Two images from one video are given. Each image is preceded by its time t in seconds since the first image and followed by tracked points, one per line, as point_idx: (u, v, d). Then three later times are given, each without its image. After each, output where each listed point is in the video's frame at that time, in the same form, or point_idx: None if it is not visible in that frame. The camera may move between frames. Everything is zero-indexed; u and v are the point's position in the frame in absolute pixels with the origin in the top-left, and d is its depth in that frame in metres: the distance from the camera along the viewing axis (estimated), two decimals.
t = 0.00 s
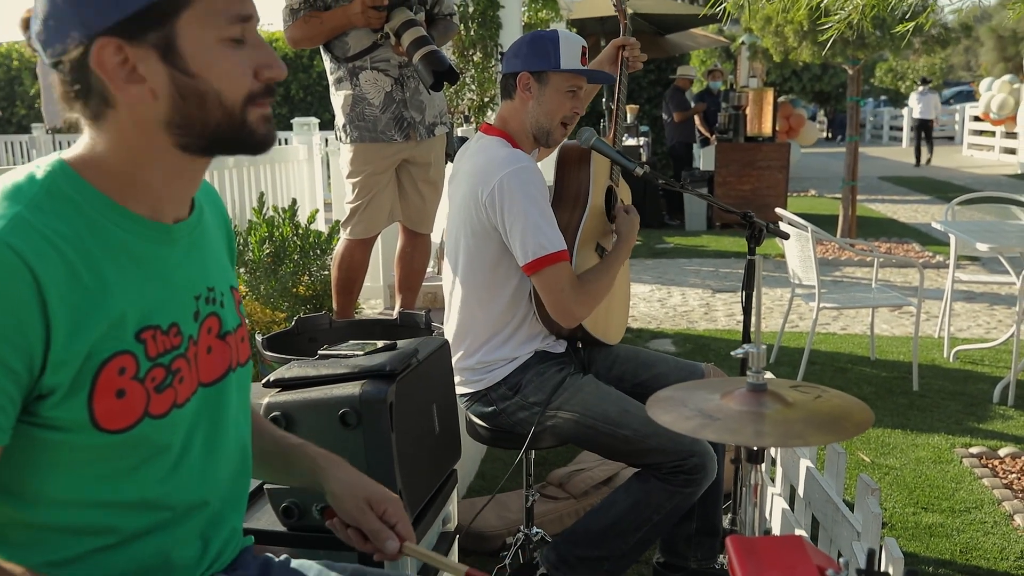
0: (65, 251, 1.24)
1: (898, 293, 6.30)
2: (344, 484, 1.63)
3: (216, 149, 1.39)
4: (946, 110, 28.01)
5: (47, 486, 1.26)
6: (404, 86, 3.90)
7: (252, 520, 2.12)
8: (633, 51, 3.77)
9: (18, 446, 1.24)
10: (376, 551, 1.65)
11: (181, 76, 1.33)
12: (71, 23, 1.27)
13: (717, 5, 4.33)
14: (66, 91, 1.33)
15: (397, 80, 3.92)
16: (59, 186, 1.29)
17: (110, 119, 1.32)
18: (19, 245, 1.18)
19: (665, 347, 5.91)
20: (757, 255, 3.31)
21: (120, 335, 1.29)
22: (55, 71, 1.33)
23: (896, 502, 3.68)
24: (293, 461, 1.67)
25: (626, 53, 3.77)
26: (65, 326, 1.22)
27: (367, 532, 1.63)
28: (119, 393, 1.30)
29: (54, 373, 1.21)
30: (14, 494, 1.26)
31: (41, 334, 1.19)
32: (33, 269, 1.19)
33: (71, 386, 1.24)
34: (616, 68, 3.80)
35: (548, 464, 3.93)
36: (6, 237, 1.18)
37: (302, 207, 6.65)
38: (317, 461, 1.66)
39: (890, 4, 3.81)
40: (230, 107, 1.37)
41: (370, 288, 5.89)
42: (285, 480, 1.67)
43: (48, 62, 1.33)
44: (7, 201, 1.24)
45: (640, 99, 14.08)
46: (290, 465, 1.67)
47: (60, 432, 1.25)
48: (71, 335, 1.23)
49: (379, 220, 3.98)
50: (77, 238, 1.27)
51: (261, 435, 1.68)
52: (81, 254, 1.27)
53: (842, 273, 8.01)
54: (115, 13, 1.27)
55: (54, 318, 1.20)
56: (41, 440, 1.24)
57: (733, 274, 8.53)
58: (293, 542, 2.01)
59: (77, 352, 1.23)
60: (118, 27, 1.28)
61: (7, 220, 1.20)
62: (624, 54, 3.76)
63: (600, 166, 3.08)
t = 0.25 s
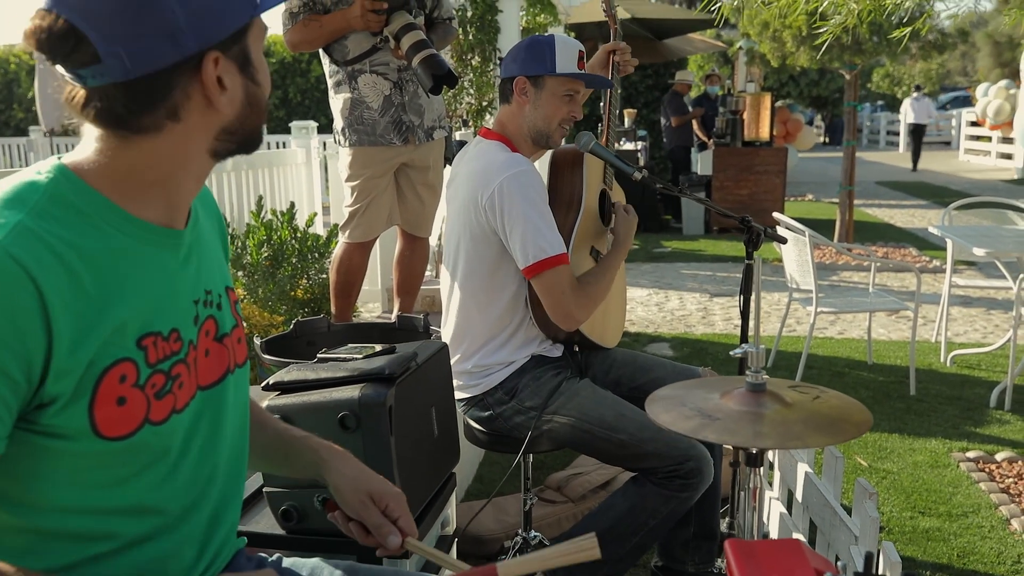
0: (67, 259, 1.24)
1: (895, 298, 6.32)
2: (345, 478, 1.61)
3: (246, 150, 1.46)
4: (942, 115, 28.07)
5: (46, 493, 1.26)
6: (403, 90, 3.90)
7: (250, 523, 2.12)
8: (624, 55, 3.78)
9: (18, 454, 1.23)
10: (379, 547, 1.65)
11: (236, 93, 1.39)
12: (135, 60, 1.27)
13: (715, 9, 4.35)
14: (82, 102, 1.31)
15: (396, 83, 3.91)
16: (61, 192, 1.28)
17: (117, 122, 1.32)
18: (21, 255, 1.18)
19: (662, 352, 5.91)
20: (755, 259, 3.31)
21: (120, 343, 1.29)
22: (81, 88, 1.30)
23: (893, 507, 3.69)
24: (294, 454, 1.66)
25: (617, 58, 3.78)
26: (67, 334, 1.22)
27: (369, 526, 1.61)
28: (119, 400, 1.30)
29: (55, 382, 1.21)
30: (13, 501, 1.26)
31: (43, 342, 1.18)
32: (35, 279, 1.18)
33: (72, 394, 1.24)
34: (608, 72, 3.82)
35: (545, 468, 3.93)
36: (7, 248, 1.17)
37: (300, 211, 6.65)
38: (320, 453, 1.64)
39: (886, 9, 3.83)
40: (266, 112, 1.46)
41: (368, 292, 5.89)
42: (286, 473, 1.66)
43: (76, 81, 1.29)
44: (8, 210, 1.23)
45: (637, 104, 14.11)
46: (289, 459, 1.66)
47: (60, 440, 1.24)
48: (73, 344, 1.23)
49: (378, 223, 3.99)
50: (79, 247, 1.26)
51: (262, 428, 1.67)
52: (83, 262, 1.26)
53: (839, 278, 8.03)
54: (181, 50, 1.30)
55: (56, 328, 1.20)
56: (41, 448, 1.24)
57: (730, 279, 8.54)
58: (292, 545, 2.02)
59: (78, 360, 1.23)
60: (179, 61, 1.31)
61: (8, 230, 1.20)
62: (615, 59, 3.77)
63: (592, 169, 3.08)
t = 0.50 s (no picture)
0: (76, 257, 1.25)
1: (896, 300, 6.32)
2: (346, 489, 1.62)
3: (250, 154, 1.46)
4: (943, 117, 28.08)
5: (53, 491, 1.27)
6: (405, 91, 3.91)
7: (254, 524, 2.12)
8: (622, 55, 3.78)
9: (27, 451, 1.24)
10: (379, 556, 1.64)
11: (241, 92, 1.40)
12: (141, 51, 1.28)
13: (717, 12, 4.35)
14: (88, 96, 1.31)
15: (398, 84, 3.92)
16: (69, 192, 1.29)
17: (121, 118, 1.32)
18: (31, 252, 1.18)
19: (664, 353, 5.92)
20: (757, 262, 3.32)
21: (129, 340, 1.30)
22: (87, 80, 1.31)
23: (894, 509, 3.69)
24: (295, 464, 1.67)
25: (613, 58, 3.79)
26: (76, 331, 1.22)
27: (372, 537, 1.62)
28: (128, 398, 1.30)
29: (65, 379, 1.22)
30: (20, 498, 1.26)
31: (53, 338, 1.19)
32: (44, 276, 1.19)
33: (81, 391, 1.24)
34: (604, 73, 3.83)
35: (547, 469, 3.94)
36: (17, 244, 1.18)
37: (301, 212, 6.66)
38: (319, 464, 1.66)
39: (889, 12, 3.83)
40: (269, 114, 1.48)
41: (369, 293, 5.90)
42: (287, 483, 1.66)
43: (81, 73, 1.30)
44: (17, 208, 1.23)
45: (638, 106, 14.12)
46: (291, 466, 1.67)
47: (67, 437, 1.25)
48: (82, 341, 1.23)
49: (380, 225, 3.99)
50: (87, 245, 1.27)
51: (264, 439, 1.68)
52: (91, 260, 1.27)
53: (840, 280, 8.03)
54: (189, 45, 1.31)
55: (66, 324, 1.20)
56: (50, 445, 1.24)
57: (731, 281, 8.55)
58: (295, 546, 2.02)
59: (87, 358, 1.24)
60: (187, 55, 1.32)
61: (17, 227, 1.20)
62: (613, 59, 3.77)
63: (590, 168, 3.08)
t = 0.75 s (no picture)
0: (80, 256, 1.25)
1: (893, 301, 6.34)
2: (332, 516, 1.64)
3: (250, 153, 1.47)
4: (941, 118, 28.11)
5: (53, 489, 1.27)
6: (404, 91, 3.91)
7: (253, 522, 2.13)
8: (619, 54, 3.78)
9: (28, 449, 1.24)
10: None
11: (241, 85, 1.40)
12: (137, 46, 1.28)
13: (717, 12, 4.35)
14: (88, 93, 1.32)
15: (397, 84, 3.92)
16: (73, 189, 1.29)
17: (123, 114, 1.32)
18: (36, 249, 1.19)
19: (661, 353, 5.92)
20: (756, 261, 3.32)
21: (130, 341, 1.30)
22: (86, 78, 1.31)
23: (892, 509, 3.70)
24: (281, 488, 1.68)
25: (610, 59, 3.78)
26: (79, 330, 1.23)
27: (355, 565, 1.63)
28: (129, 399, 1.30)
29: (68, 378, 1.22)
30: (19, 495, 1.26)
31: (57, 337, 1.19)
32: (48, 274, 1.19)
33: (84, 391, 1.25)
34: (602, 74, 3.82)
35: (544, 469, 3.94)
36: (23, 240, 1.18)
37: (300, 211, 6.67)
38: (305, 491, 1.67)
39: (888, 12, 3.84)
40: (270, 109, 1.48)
41: (367, 292, 5.91)
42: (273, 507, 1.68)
43: (80, 71, 1.30)
44: (22, 204, 1.24)
45: (636, 106, 14.13)
46: (278, 492, 1.68)
47: (69, 436, 1.25)
48: (85, 340, 1.24)
49: (378, 224, 3.99)
50: (91, 243, 1.27)
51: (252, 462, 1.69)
52: (95, 259, 1.27)
53: (838, 281, 8.04)
54: (186, 39, 1.31)
55: (70, 323, 1.21)
56: (51, 443, 1.24)
57: (729, 281, 8.55)
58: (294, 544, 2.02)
59: (89, 357, 1.24)
60: (183, 48, 1.32)
61: (22, 223, 1.20)
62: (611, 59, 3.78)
63: (589, 167, 3.08)
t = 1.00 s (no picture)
0: (77, 253, 1.25)
1: (890, 299, 6.35)
2: (338, 491, 1.64)
3: (254, 154, 1.47)
4: (937, 117, 28.14)
5: (51, 486, 1.27)
6: (403, 89, 3.91)
7: (252, 519, 2.13)
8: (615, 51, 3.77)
9: (25, 446, 1.24)
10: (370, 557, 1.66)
11: (245, 86, 1.40)
12: (142, 41, 1.28)
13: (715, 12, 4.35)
14: (91, 85, 1.32)
15: (395, 82, 3.91)
16: (73, 187, 1.29)
17: (124, 107, 1.32)
18: (31, 247, 1.19)
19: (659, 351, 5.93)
20: (753, 260, 3.33)
21: (127, 339, 1.30)
22: (91, 69, 1.32)
23: (888, 507, 3.71)
24: (287, 465, 1.69)
25: (607, 56, 3.77)
26: (75, 328, 1.23)
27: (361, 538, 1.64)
28: (126, 397, 1.30)
29: (63, 375, 1.22)
30: (19, 492, 1.26)
31: (52, 335, 1.19)
32: (44, 271, 1.19)
33: (80, 389, 1.25)
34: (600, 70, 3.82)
35: (542, 467, 3.95)
36: (18, 237, 1.18)
37: (297, 208, 6.66)
38: (311, 467, 1.67)
39: (887, 12, 3.84)
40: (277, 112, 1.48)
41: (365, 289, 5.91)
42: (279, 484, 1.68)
43: (86, 61, 1.30)
44: (20, 201, 1.24)
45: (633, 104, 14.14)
46: (284, 469, 1.69)
47: (67, 433, 1.25)
48: (81, 338, 1.24)
49: (377, 221, 4.00)
50: (88, 241, 1.27)
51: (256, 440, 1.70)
52: (92, 257, 1.27)
53: (835, 279, 8.05)
54: (191, 37, 1.31)
55: (65, 321, 1.20)
56: (49, 441, 1.24)
57: (726, 279, 8.56)
58: (294, 542, 2.02)
59: (85, 355, 1.24)
60: (188, 47, 1.32)
61: (18, 220, 1.20)
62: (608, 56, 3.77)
63: (587, 166, 3.08)
